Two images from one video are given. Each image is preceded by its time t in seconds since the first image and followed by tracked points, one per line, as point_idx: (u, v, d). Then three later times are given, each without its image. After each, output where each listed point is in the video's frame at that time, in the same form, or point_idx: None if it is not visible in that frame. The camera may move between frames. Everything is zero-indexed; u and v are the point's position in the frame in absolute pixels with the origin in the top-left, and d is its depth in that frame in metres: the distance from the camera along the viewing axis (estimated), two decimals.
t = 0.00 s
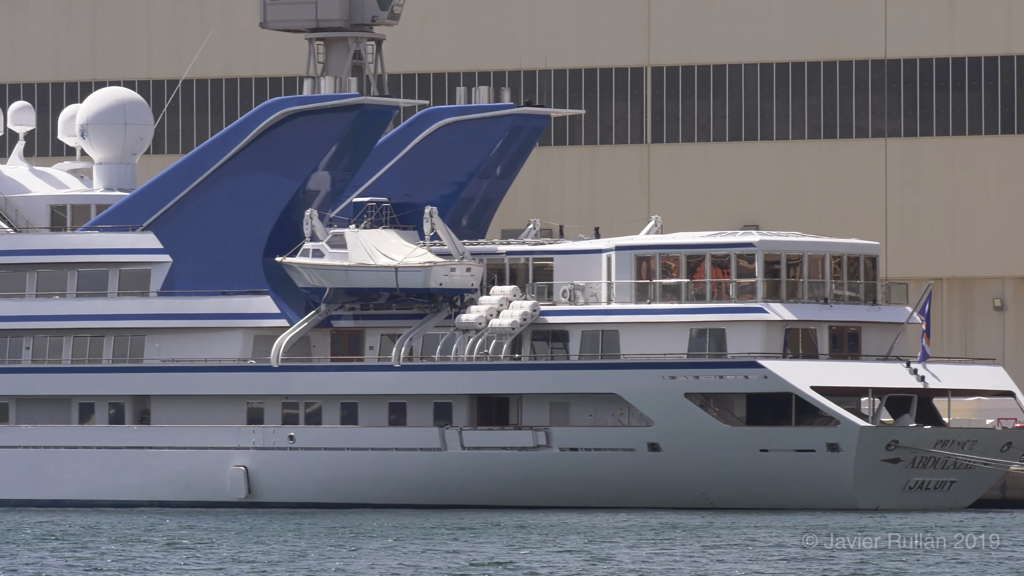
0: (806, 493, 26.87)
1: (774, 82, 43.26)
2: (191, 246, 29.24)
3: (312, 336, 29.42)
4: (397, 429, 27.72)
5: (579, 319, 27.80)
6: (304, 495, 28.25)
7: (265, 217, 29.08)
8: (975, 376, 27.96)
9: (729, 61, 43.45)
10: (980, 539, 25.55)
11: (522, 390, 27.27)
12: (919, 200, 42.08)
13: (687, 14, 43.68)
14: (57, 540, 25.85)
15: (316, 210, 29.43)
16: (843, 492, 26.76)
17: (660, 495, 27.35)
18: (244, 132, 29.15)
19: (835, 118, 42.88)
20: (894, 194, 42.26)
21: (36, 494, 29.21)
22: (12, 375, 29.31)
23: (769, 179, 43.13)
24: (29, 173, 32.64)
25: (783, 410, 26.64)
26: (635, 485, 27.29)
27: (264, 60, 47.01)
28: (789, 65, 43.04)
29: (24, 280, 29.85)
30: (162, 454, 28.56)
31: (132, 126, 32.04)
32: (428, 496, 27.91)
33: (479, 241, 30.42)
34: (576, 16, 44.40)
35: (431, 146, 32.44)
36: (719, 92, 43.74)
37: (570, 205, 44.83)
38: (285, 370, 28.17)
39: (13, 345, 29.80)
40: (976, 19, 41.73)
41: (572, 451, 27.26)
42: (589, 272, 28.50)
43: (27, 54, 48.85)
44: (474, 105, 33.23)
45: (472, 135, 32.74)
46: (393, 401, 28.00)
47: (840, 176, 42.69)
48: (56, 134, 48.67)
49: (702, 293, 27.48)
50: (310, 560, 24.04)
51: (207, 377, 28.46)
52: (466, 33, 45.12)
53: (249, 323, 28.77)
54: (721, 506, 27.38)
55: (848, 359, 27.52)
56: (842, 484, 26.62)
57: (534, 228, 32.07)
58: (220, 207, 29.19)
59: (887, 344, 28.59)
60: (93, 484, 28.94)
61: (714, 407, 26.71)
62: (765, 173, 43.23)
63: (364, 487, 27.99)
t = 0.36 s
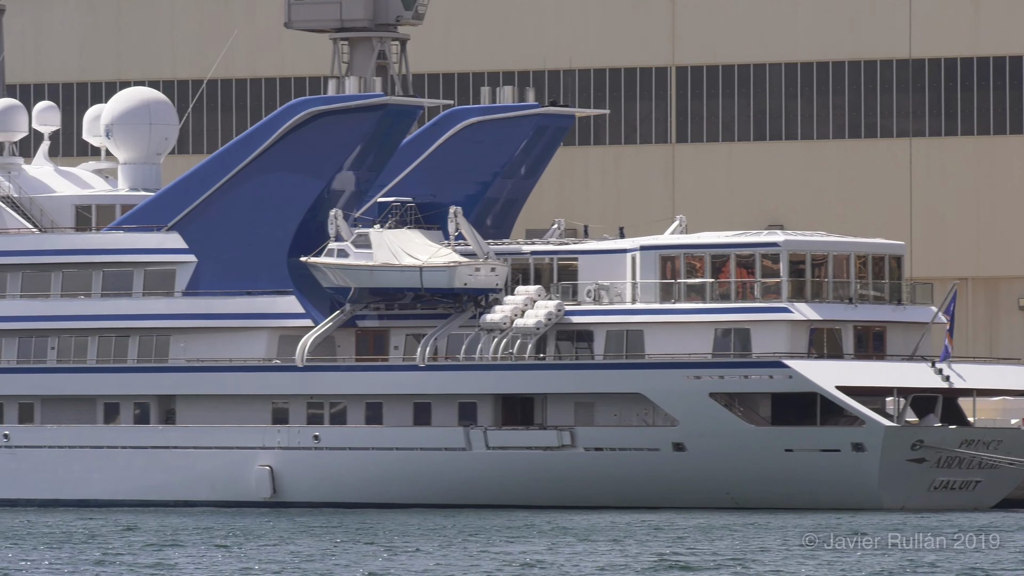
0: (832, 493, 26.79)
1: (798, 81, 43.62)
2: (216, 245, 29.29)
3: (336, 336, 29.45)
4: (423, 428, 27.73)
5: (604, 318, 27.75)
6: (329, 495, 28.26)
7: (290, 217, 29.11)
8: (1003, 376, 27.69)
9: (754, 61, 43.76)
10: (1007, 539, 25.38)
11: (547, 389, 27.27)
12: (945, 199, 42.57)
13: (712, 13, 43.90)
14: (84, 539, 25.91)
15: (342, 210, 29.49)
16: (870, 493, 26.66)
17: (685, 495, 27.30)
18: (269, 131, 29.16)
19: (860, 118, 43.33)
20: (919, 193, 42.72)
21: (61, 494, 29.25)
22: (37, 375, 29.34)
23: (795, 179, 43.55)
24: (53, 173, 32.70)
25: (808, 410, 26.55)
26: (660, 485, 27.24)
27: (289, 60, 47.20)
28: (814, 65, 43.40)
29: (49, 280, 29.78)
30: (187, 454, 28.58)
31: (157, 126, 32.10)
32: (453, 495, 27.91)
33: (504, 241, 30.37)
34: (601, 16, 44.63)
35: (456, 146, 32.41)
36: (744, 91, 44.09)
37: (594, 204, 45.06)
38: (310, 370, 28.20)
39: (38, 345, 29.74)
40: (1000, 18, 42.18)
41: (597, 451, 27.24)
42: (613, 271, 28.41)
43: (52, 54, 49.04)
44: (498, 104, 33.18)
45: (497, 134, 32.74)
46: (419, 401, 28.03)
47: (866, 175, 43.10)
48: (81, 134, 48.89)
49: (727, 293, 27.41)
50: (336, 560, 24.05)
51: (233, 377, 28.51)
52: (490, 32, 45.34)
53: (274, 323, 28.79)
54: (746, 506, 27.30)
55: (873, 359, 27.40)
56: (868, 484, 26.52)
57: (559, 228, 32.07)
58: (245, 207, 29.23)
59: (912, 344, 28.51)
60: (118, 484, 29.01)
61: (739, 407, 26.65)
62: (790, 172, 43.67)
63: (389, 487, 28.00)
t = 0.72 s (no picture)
0: (869, 493, 26.65)
1: (834, 80, 43.64)
2: (252, 244, 29.34)
3: (373, 335, 29.42)
4: (459, 427, 27.75)
5: (640, 317, 27.66)
6: (364, 493, 28.28)
7: (326, 216, 29.15)
8: None
9: (790, 60, 43.80)
10: None
11: (583, 388, 27.25)
12: (981, 197, 42.59)
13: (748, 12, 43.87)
14: (122, 538, 26.01)
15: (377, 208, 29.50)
16: (908, 492, 26.49)
17: (721, 494, 27.22)
18: (304, 130, 29.18)
19: (896, 117, 43.38)
20: (955, 191, 42.70)
21: (99, 492, 29.40)
22: (74, 374, 29.45)
23: (830, 177, 43.54)
24: (91, 172, 32.84)
25: (844, 409, 26.36)
26: (696, 484, 27.18)
27: (325, 59, 47.34)
28: (850, 64, 43.39)
29: (86, 279, 29.90)
30: (223, 452, 28.68)
31: (193, 125, 32.19)
32: (488, 494, 27.92)
33: (540, 240, 30.31)
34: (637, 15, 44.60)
35: (492, 145, 32.37)
36: (780, 89, 44.16)
37: (630, 203, 45.18)
38: (346, 368, 28.24)
39: (75, 344, 29.91)
40: None
41: (634, 449, 27.21)
42: (649, 269, 28.31)
43: (89, 54, 49.36)
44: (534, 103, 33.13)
45: (534, 133, 32.64)
46: (455, 400, 28.00)
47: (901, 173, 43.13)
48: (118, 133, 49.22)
49: (764, 291, 27.36)
50: (373, 559, 24.08)
51: (269, 376, 28.56)
52: (526, 31, 45.42)
53: (311, 322, 28.87)
54: (783, 505, 27.20)
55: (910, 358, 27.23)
56: (905, 483, 26.38)
57: (595, 226, 31.96)
58: (281, 206, 29.28)
59: (949, 342, 28.32)
60: (155, 483, 29.10)
61: (775, 405, 26.55)
62: (825, 169, 43.63)
63: (425, 486, 28.01)
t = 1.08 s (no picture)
0: (909, 494, 26.50)
1: (873, 80, 43.47)
2: (292, 245, 29.42)
3: (412, 335, 29.46)
4: (497, 428, 27.76)
5: (679, 318, 27.60)
6: (403, 494, 28.32)
7: (366, 217, 29.22)
8: None
9: (829, 61, 43.66)
10: None
11: (621, 389, 27.22)
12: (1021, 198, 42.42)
13: (786, 12, 43.77)
14: (162, 538, 26.10)
15: (416, 209, 29.55)
16: (949, 495, 26.34)
17: (760, 495, 27.16)
18: (344, 131, 29.25)
19: (936, 118, 43.18)
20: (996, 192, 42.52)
21: (138, 493, 29.45)
22: (114, 375, 29.55)
23: (870, 178, 43.35)
24: (130, 173, 33.03)
25: (883, 409, 26.24)
26: (734, 484, 27.14)
27: (363, 60, 47.47)
28: (889, 64, 43.24)
29: (125, 280, 30.03)
30: (262, 453, 28.77)
31: (233, 126, 32.34)
32: (527, 495, 27.93)
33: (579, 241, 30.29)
34: (675, 15, 44.56)
35: (531, 146, 32.41)
36: (820, 91, 44.01)
37: (669, 204, 45.18)
38: (385, 369, 28.30)
39: (114, 344, 30.01)
40: None
41: (673, 450, 27.16)
42: (688, 271, 28.24)
43: (129, 56, 49.70)
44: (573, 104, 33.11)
45: (574, 134, 32.65)
46: (494, 401, 28.07)
47: (941, 174, 42.90)
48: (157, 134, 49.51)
49: (803, 293, 27.24)
50: (413, 560, 24.09)
51: (309, 377, 28.66)
52: (564, 31, 45.48)
53: (350, 323, 28.92)
54: (823, 506, 27.10)
55: (950, 359, 27.05)
56: (945, 485, 26.24)
57: (634, 228, 31.93)
58: (321, 206, 29.34)
59: (988, 343, 28.08)
60: (194, 483, 29.14)
61: (815, 407, 26.48)
62: (865, 170, 43.45)
63: (463, 486, 28.03)
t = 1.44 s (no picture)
0: (949, 495, 26.40)
1: (913, 81, 43.56)
2: (331, 245, 29.52)
3: (451, 335, 29.51)
4: (536, 428, 27.82)
5: (718, 319, 27.52)
6: (442, 495, 28.37)
7: (405, 217, 29.29)
8: None
9: (869, 61, 43.73)
10: None
11: (660, 390, 27.18)
12: None
13: (826, 13, 43.87)
14: (204, 539, 26.21)
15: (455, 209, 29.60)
16: (991, 496, 26.23)
17: (799, 496, 27.10)
18: (384, 132, 29.34)
19: (975, 119, 43.28)
20: None
21: (177, 493, 29.44)
22: (154, 375, 29.63)
23: (909, 178, 43.46)
24: (170, 173, 33.22)
25: (923, 410, 26.17)
26: (773, 485, 27.08)
27: (403, 61, 47.73)
28: (929, 65, 43.28)
29: (165, 281, 30.12)
30: (301, 453, 28.80)
31: (272, 127, 32.48)
32: (565, 495, 27.95)
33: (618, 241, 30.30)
34: (715, 15, 44.70)
35: (571, 147, 32.43)
36: (859, 91, 44.12)
37: (708, 204, 45.32)
38: (424, 369, 28.35)
39: (153, 345, 30.09)
40: None
41: (712, 451, 27.14)
42: (727, 271, 28.19)
43: (168, 57, 49.94)
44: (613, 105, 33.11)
45: (612, 134, 32.67)
46: (532, 401, 28.14)
47: (981, 174, 43.01)
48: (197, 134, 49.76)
49: (843, 293, 27.14)
50: (453, 561, 24.12)
51: (348, 377, 28.72)
52: (604, 32, 45.60)
53: (389, 323, 28.99)
54: (862, 507, 27.00)
55: (989, 359, 26.93)
56: (985, 485, 26.15)
57: (672, 229, 31.89)
58: (360, 207, 29.44)
59: None
60: (234, 483, 29.19)
61: (854, 407, 26.40)
62: (905, 170, 43.55)
63: (502, 486, 28.08)
